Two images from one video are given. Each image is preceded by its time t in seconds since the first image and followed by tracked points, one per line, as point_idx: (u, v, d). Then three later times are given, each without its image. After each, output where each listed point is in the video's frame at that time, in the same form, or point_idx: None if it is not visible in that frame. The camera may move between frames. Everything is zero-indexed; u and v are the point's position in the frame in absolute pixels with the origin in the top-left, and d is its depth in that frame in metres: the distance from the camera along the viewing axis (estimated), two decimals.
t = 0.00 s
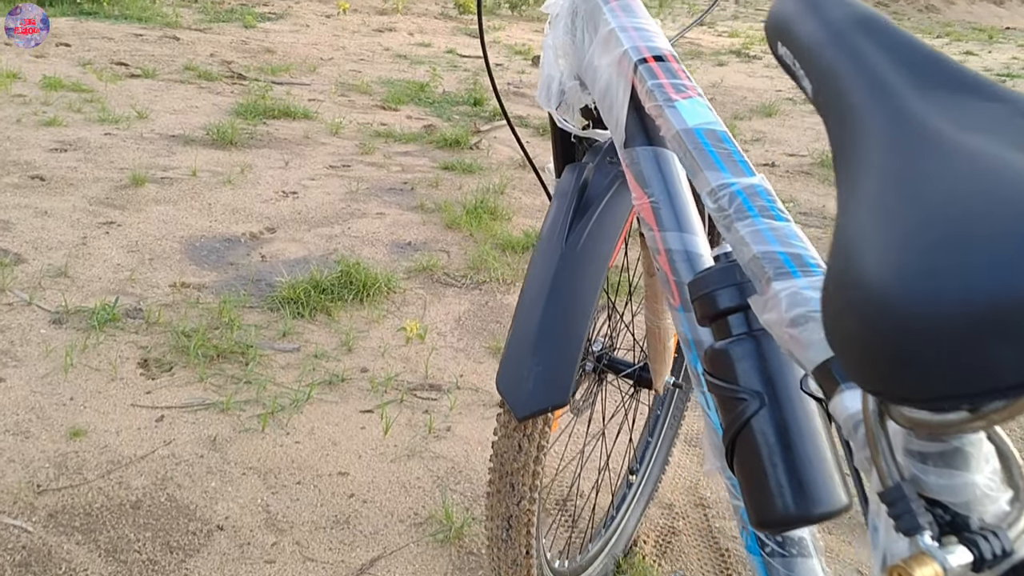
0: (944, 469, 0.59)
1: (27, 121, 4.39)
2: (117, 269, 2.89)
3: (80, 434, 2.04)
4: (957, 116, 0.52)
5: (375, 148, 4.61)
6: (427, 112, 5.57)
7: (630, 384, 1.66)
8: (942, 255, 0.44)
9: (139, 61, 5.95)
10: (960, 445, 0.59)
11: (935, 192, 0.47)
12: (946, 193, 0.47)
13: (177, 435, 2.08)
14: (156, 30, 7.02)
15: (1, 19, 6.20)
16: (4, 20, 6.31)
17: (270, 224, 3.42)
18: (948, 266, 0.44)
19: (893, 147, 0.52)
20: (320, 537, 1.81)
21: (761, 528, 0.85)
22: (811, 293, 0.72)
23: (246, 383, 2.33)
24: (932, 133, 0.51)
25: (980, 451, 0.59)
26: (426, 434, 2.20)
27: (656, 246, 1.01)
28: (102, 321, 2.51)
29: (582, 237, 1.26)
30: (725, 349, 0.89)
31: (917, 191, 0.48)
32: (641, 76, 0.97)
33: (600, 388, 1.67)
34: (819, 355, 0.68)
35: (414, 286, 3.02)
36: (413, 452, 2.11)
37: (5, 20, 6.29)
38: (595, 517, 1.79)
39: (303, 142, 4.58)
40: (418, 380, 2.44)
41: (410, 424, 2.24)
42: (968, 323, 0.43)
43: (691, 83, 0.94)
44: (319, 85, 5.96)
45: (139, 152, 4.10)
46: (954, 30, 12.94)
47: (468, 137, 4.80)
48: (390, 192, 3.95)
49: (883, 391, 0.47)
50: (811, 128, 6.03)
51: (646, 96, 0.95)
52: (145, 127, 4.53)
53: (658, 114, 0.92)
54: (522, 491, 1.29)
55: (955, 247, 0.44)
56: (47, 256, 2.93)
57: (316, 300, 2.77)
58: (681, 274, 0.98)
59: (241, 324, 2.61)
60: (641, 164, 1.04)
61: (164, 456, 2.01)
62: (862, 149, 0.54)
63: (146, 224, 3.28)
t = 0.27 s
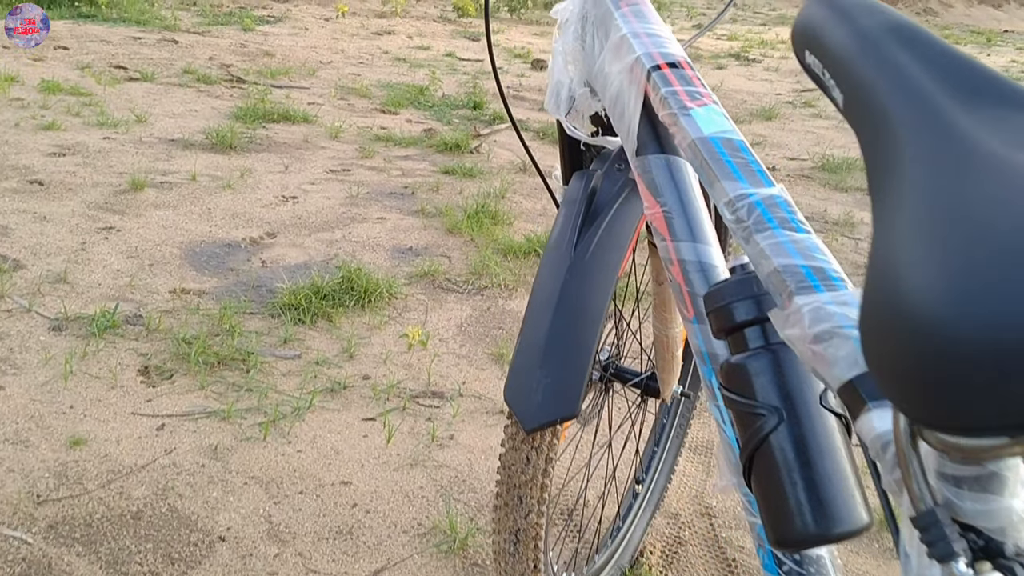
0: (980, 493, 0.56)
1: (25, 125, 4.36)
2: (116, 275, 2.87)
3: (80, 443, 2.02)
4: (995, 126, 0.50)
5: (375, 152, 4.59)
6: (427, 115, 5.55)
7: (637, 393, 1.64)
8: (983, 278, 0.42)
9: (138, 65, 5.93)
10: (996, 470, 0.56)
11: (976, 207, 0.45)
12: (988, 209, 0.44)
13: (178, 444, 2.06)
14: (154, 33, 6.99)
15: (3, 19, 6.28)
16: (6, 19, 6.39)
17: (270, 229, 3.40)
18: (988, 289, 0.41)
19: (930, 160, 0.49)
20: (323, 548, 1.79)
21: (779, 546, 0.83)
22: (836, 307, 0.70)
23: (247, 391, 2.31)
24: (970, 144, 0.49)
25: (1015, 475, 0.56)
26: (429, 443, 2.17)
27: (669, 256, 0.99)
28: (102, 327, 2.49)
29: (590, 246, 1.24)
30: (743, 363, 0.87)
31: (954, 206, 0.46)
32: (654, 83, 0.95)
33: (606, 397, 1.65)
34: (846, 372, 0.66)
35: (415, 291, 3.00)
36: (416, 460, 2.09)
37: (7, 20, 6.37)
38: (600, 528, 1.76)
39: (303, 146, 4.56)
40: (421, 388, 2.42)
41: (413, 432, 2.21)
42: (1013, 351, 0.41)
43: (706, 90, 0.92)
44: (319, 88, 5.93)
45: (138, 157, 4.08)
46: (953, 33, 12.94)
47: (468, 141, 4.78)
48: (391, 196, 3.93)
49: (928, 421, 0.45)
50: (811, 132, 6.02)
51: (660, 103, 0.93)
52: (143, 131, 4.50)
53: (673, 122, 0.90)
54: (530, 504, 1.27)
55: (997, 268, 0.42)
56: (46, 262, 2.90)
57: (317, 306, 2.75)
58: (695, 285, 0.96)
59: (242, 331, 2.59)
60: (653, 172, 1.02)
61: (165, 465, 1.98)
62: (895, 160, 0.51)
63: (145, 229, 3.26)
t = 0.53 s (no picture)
0: None
1: (21, 132, 4.32)
2: (113, 285, 2.83)
3: (77, 457, 1.98)
4: None
5: (374, 159, 4.56)
6: (426, 123, 5.52)
7: (647, 407, 1.60)
8: None
9: (135, 72, 5.90)
10: None
11: None
12: None
13: (176, 458, 2.02)
14: (151, 40, 6.96)
15: (5, 19, 6.41)
16: (6, 19, 6.53)
17: (269, 238, 3.36)
18: None
19: (988, 170, 0.45)
20: (324, 566, 1.75)
21: None
22: (876, 331, 0.67)
23: (246, 404, 2.27)
24: None
25: None
26: (432, 456, 2.13)
27: (689, 272, 0.96)
28: (98, 338, 2.45)
29: (604, 258, 1.21)
30: (771, 385, 0.84)
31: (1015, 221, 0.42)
32: (676, 94, 0.92)
33: (615, 410, 1.61)
34: (887, 400, 0.63)
35: (416, 301, 2.96)
36: (418, 474, 2.06)
37: (7, 20, 6.49)
38: (607, 544, 1.72)
39: (302, 153, 4.52)
40: (423, 400, 2.38)
41: (415, 445, 2.17)
42: None
43: (731, 101, 0.89)
44: (317, 96, 5.90)
45: (135, 164, 4.04)
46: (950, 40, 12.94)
47: (467, 148, 4.75)
48: (390, 204, 3.89)
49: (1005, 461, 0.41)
50: (811, 140, 5.99)
51: (683, 115, 0.90)
52: (140, 138, 4.46)
53: (697, 134, 0.87)
54: (540, 525, 1.23)
55: None
56: (41, 271, 2.87)
57: (317, 316, 2.70)
58: (717, 302, 0.93)
59: (240, 341, 2.55)
60: (673, 185, 0.99)
61: (163, 480, 1.94)
62: (954, 173, 0.48)
63: (142, 238, 3.22)
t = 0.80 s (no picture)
0: None
1: (18, 137, 4.30)
2: (111, 291, 2.81)
3: (74, 467, 1.96)
4: None
5: (373, 165, 4.54)
6: (425, 128, 5.50)
7: (651, 417, 1.59)
8: None
9: (133, 76, 5.88)
10: None
11: None
12: None
13: (175, 468, 2.00)
14: (149, 44, 6.94)
15: (5, 19, 6.57)
16: (6, 19, 6.68)
17: (267, 244, 3.34)
18: None
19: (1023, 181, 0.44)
20: None
21: None
22: (897, 347, 0.66)
23: (245, 412, 2.25)
24: None
25: None
26: (433, 466, 2.11)
27: (699, 283, 0.95)
28: (96, 346, 2.44)
29: (610, 267, 1.19)
30: (785, 399, 0.82)
31: None
32: (687, 101, 0.90)
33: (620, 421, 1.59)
34: (911, 418, 0.61)
35: (416, 307, 2.94)
36: (419, 484, 2.04)
37: (7, 19, 6.63)
38: (610, 555, 1.70)
39: (300, 159, 4.50)
40: (423, 408, 2.36)
41: (415, 454, 2.15)
42: None
43: (744, 109, 0.87)
44: (315, 100, 5.88)
45: (133, 170, 4.02)
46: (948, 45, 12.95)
47: (466, 154, 4.73)
48: (389, 210, 3.87)
49: None
50: (810, 146, 5.98)
51: (694, 123, 0.88)
52: (138, 144, 4.44)
53: (709, 143, 0.86)
54: (546, 538, 1.21)
55: None
56: (39, 277, 2.85)
57: (316, 323, 2.68)
58: (729, 313, 0.91)
59: (239, 349, 2.53)
60: (683, 194, 0.97)
61: (161, 490, 1.93)
62: (988, 184, 0.46)
63: (141, 244, 3.20)
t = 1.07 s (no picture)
0: None
1: (12, 145, 4.27)
2: (106, 301, 2.77)
3: (68, 481, 1.92)
4: None
5: (370, 172, 4.51)
6: (422, 135, 5.47)
7: (660, 430, 1.56)
8: None
9: (128, 84, 5.84)
10: None
11: None
12: None
13: (172, 482, 1.97)
14: (145, 52, 6.91)
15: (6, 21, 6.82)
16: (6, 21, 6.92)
17: (264, 252, 3.30)
18: None
19: None
20: None
21: None
22: (938, 365, 0.62)
23: (243, 424, 2.21)
24: None
25: None
26: (435, 478, 2.07)
27: (717, 295, 0.91)
28: (91, 357, 2.40)
29: (621, 279, 1.15)
30: (811, 417, 0.78)
31: None
32: (705, 106, 0.87)
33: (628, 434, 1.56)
34: (955, 441, 0.58)
35: (416, 316, 2.90)
36: (421, 497, 2.00)
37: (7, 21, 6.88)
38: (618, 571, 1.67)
39: (297, 166, 4.47)
40: (424, 419, 2.32)
41: (417, 466, 2.11)
42: None
43: (765, 115, 0.84)
44: (312, 108, 5.85)
45: (129, 178, 3.98)
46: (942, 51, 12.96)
47: (465, 161, 4.70)
48: (388, 218, 3.84)
49: None
50: (810, 152, 5.96)
51: (713, 129, 0.85)
52: (134, 152, 4.41)
53: (730, 150, 0.82)
54: (555, 557, 1.18)
55: None
56: (33, 287, 2.81)
57: (315, 333, 2.64)
58: (749, 326, 0.88)
59: (237, 359, 2.49)
60: (700, 203, 0.94)
61: (158, 505, 1.89)
62: None
63: (136, 253, 3.16)
